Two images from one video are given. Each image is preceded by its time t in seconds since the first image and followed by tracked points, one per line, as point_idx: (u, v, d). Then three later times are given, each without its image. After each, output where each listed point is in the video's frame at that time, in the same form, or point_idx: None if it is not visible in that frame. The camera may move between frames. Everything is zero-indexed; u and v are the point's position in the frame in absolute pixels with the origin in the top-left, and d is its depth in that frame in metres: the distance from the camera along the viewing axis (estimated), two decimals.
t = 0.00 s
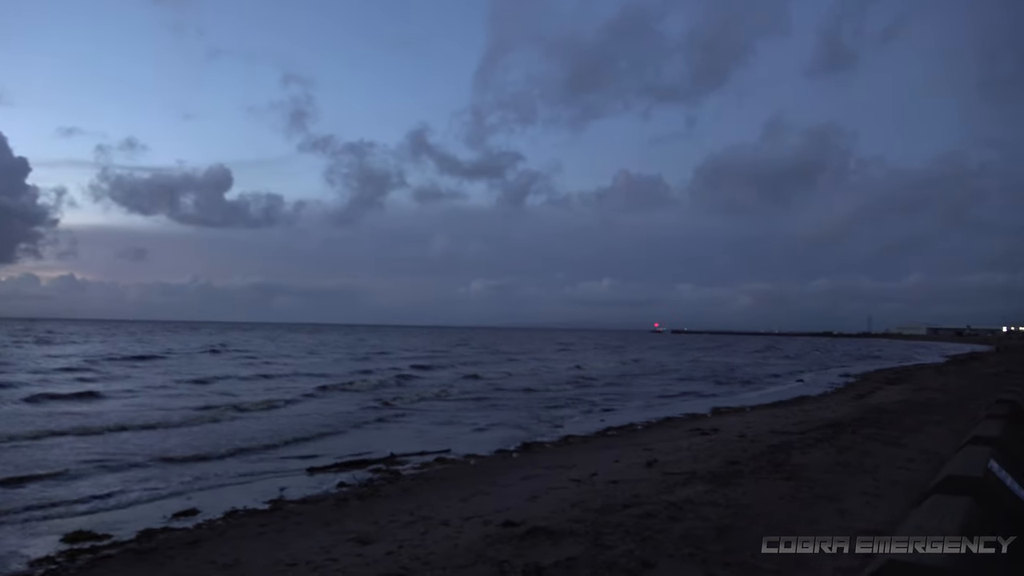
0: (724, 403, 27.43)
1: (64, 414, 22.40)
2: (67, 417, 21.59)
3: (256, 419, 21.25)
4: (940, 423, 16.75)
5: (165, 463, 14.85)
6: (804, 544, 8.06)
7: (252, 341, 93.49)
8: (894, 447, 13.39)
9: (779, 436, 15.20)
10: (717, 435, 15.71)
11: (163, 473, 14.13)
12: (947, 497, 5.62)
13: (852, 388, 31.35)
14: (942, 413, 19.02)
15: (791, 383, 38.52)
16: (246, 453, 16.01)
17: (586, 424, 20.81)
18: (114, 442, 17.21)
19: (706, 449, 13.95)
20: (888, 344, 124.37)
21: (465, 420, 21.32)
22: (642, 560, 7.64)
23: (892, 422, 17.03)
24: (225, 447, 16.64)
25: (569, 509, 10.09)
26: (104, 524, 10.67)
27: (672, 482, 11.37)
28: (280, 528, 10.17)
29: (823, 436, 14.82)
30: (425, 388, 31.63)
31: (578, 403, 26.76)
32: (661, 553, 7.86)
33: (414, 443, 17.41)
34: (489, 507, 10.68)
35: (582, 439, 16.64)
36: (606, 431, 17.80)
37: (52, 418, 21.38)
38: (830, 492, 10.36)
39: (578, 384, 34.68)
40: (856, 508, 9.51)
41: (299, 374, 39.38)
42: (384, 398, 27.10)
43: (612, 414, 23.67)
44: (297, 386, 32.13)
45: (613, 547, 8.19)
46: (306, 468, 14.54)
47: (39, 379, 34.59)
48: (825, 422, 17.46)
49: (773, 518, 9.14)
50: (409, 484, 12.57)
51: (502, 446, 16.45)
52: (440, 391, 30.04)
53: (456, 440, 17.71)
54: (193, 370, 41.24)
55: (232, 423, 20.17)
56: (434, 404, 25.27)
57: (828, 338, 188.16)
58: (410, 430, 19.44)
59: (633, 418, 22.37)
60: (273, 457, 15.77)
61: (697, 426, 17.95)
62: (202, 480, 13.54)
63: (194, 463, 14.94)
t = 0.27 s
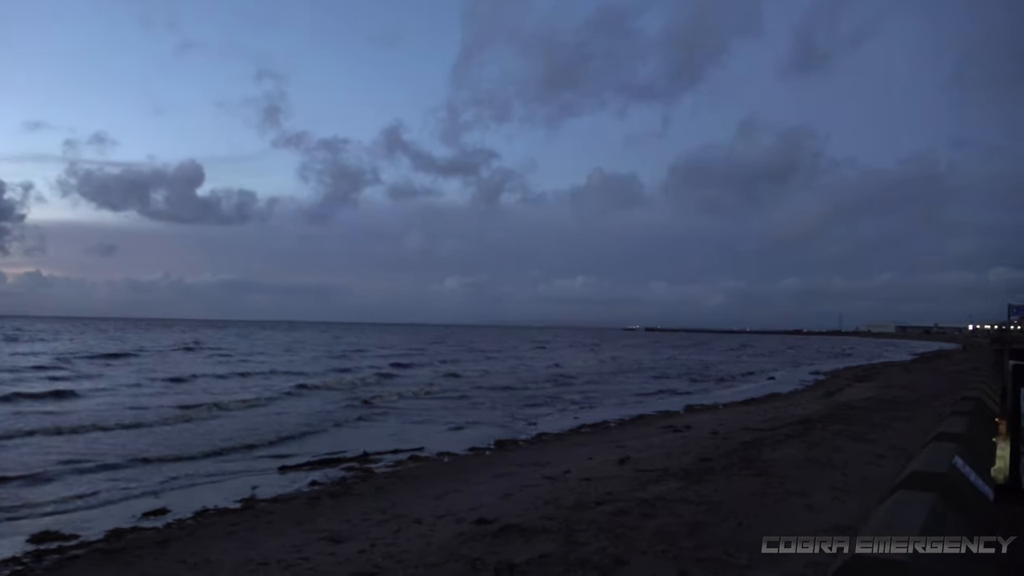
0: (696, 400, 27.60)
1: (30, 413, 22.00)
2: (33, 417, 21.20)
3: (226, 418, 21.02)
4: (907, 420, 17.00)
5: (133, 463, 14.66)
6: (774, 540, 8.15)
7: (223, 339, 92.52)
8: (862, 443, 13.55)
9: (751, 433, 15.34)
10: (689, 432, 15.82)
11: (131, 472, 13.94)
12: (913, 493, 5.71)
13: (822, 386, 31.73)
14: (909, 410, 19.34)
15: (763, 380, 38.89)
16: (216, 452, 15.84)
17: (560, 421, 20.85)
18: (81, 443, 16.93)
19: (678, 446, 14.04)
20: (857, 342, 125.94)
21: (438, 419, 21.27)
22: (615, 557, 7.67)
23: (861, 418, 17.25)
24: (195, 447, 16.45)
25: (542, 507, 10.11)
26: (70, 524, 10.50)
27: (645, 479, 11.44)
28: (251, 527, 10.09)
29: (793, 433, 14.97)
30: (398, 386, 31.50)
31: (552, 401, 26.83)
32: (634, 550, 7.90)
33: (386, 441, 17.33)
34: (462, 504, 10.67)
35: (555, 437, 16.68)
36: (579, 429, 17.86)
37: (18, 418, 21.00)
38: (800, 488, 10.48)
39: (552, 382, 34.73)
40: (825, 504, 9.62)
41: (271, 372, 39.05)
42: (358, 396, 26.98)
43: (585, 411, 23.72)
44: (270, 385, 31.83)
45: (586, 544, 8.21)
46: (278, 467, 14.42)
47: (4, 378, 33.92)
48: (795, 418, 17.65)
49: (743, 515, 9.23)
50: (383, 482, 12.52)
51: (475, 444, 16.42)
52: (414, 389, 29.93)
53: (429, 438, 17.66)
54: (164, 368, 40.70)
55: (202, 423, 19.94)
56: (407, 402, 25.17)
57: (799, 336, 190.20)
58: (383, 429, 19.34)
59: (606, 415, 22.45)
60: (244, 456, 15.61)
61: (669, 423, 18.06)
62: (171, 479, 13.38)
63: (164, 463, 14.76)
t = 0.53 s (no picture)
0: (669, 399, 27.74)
1: None
2: None
3: (197, 417, 20.77)
4: (876, 418, 17.24)
5: (101, 463, 14.46)
6: (745, 537, 8.24)
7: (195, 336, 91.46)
8: (831, 441, 13.73)
9: (722, 431, 15.47)
10: (663, 430, 15.95)
11: (100, 472, 13.75)
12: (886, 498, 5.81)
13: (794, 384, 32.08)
14: (878, 408, 19.62)
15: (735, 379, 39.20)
16: (186, 452, 15.66)
17: (534, 420, 20.88)
18: (48, 443, 16.65)
19: (650, 444, 14.13)
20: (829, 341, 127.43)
21: (412, 418, 21.19)
22: (588, 554, 7.73)
23: (831, 416, 17.47)
24: (165, 447, 16.25)
25: (516, 505, 10.13)
26: (36, 525, 10.34)
27: (618, 477, 11.50)
28: (223, 526, 10.00)
29: (764, 431, 15.12)
30: (372, 385, 31.33)
31: (527, 399, 26.87)
32: (606, 547, 7.95)
33: (360, 441, 17.25)
34: (436, 502, 10.67)
35: (529, 435, 16.71)
36: (553, 427, 17.92)
37: None
38: (771, 485, 10.59)
39: (527, 381, 34.73)
40: (794, 501, 9.75)
41: (244, 371, 38.65)
42: (332, 395, 26.83)
43: (559, 410, 23.77)
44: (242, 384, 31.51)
45: (559, 542, 8.25)
46: (249, 466, 14.30)
47: None
48: (766, 417, 17.83)
49: (714, 512, 9.32)
50: (356, 480, 12.49)
51: (448, 442, 16.40)
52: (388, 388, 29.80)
53: (403, 437, 17.60)
54: (133, 367, 40.13)
55: (172, 422, 19.70)
56: (381, 401, 25.04)
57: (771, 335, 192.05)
58: (356, 429, 19.24)
59: (580, 414, 22.51)
60: (215, 456, 15.46)
61: (642, 421, 18.16)
62: (140, 479, 13.22)
63: (133, 463, 14.57)
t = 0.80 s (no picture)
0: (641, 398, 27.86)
1: None
2: None
3: (165, 415, 20.48)
4: (843, 418, 17.47)
5: (65, 462, 14.21)
6: (713, 536, 8.31)
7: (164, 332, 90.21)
8: (799, 441, 13.91)
9: (692, 430, 15.60)
10: (633, 430, 16.03)
11: (64, 471, 13.52)
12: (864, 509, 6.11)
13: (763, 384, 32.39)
14: (844, 409, 19.90)
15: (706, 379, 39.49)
16: (153, 450, 15.43)
17: (506, 419, 20.88)
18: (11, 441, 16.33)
19: (620, 443, 14.20)
20: (798, 342, 128.92)
21: (383, 417, 21.09)
22: (557, 553, 7.74)
23: (799, 416, 17.68)
24: (131, 445, 16.01)
25: (486, 503, 10.13)
26: None
27: (588, 476, 11.54)
28: (190, 524, 9.88)
29: (733, 431, 15.27)
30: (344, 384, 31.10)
31: (499, 398, 26.90)
32: (576, 546, 7.98)
33: (331, 439, 17.14)
34: (406, 501, 10.64)
35: (500, 434, 16.71)
36: (525, 426, 17.93)
37: None
38: (739, 484, 10.69)
39: (500, 380, 34.69)
40: (762, 500, 9.86)
41: (213, 368, 38.19)
42: (303, 393, 26.64)
43: (531, 409, 23.78)
44: (211, 382, 31.12)
45: (529, 540, 8.26)
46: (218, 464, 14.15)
47: None
48: (736, 416, 18.00)
49: (683, 511, 9.39)
50: (325, 478, 12.41)
51: (419, 441, 16.35)
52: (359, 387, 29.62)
53: (374, 436, 17.52)
54: (100, 364, 39.47)
55: (139, 420, 19.40)
56: (353, 400, 24.88)
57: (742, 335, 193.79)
58: (326, 427, 19.10)
59: (552, 413, 22.54)
60: (183, 454, 15.26)
61: (613, 420, 18.25)
62: (106, 477, 13.02)
63: (98, 461, 14.34)
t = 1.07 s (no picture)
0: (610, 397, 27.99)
1: None
2: None
3: (128, 412, 20.14)
4: (807, 417, 17.73)
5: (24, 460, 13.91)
6: (678, 534, 8.39)
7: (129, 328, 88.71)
8: (765, 440, 14.07)
9: (660, 429, 15.72)
10: (601, 428, 16.12)
11: (24, 469, 13.24)
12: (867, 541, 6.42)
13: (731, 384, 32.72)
14: (809, 408, 20.18)
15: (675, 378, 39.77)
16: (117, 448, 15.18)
17: (475, 417, 20.85)
18: None
19: (589, 442, 14.25)
20: (765, 342, 130.52)
21: (351, 415, 20.97)
22: (525, 551, 7.76)
23: (765, 416, 17.89)
24: (94, 442, 15.75)
25: (454, 501, 10.13)
26: None
27: (556, 474, 11.59)
28: (154, 522, 9.76)
29: (701, 429, 15.41)
30: (312, 381, 30.85)
31: (469, 396, 26.86)
32: (543, 543, 8.01)
33: (299, 437, 16.99)
34: (373, 499, 10.61)
35: (469, 432, 16.67)
36: (494, 424, 17.95)
37: None
38: (705, 483, 10.80)
39: (470, 378, 34.65)
40: (727, 497, 9.99)
41: (179, 365, 37.65)
42: (271, 391, 26.40)
43: (501, 407, 23.77)
44: (176, 379, 30.69)
45: (496, 538, 8.28)
46: (182, 461, 13.97)
47: None
48: (704, 415, 18.14)
49: (649, 509, 9.47)
50: (292, 476, 12.32)
51: (388, 439, 16.27)
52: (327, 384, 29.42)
53: (343, 433, 17.42)
54: (62, 360, 38.69)
55: (101, 417, 19.07)
56: (321, 398, 24.68)
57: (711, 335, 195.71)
58: (294, 425, 18.94)
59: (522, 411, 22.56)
60: (147, 451, 15.03)
61: (582, 418, 18.31)
62: (66, 475, 12.78)
63: (59, 459, 14.07)
